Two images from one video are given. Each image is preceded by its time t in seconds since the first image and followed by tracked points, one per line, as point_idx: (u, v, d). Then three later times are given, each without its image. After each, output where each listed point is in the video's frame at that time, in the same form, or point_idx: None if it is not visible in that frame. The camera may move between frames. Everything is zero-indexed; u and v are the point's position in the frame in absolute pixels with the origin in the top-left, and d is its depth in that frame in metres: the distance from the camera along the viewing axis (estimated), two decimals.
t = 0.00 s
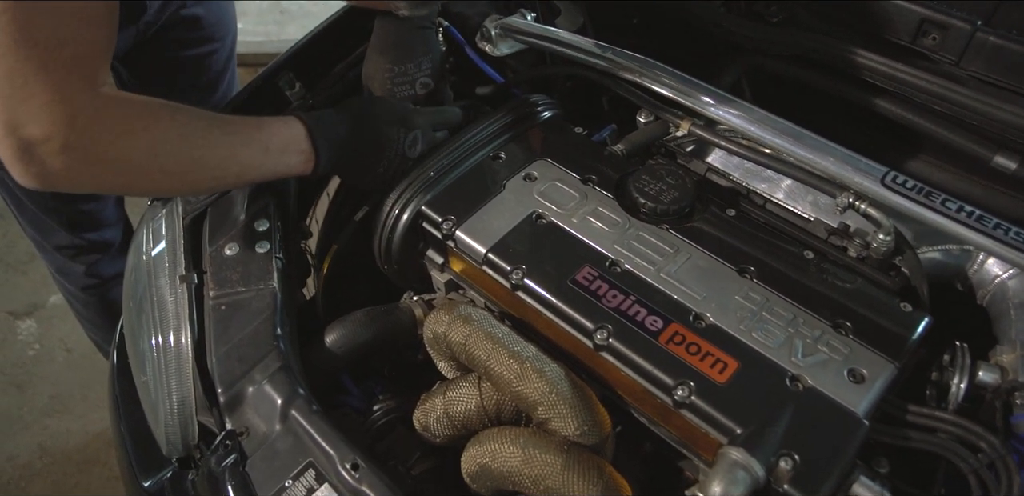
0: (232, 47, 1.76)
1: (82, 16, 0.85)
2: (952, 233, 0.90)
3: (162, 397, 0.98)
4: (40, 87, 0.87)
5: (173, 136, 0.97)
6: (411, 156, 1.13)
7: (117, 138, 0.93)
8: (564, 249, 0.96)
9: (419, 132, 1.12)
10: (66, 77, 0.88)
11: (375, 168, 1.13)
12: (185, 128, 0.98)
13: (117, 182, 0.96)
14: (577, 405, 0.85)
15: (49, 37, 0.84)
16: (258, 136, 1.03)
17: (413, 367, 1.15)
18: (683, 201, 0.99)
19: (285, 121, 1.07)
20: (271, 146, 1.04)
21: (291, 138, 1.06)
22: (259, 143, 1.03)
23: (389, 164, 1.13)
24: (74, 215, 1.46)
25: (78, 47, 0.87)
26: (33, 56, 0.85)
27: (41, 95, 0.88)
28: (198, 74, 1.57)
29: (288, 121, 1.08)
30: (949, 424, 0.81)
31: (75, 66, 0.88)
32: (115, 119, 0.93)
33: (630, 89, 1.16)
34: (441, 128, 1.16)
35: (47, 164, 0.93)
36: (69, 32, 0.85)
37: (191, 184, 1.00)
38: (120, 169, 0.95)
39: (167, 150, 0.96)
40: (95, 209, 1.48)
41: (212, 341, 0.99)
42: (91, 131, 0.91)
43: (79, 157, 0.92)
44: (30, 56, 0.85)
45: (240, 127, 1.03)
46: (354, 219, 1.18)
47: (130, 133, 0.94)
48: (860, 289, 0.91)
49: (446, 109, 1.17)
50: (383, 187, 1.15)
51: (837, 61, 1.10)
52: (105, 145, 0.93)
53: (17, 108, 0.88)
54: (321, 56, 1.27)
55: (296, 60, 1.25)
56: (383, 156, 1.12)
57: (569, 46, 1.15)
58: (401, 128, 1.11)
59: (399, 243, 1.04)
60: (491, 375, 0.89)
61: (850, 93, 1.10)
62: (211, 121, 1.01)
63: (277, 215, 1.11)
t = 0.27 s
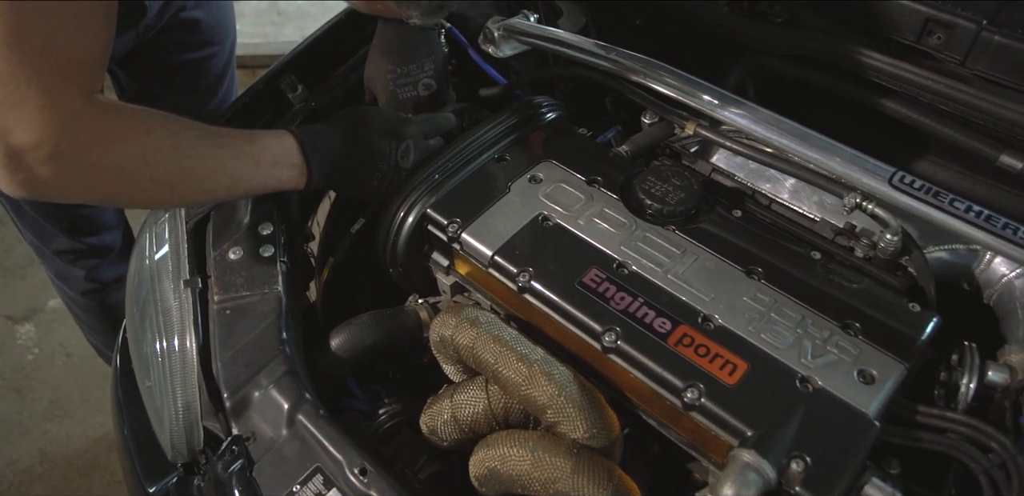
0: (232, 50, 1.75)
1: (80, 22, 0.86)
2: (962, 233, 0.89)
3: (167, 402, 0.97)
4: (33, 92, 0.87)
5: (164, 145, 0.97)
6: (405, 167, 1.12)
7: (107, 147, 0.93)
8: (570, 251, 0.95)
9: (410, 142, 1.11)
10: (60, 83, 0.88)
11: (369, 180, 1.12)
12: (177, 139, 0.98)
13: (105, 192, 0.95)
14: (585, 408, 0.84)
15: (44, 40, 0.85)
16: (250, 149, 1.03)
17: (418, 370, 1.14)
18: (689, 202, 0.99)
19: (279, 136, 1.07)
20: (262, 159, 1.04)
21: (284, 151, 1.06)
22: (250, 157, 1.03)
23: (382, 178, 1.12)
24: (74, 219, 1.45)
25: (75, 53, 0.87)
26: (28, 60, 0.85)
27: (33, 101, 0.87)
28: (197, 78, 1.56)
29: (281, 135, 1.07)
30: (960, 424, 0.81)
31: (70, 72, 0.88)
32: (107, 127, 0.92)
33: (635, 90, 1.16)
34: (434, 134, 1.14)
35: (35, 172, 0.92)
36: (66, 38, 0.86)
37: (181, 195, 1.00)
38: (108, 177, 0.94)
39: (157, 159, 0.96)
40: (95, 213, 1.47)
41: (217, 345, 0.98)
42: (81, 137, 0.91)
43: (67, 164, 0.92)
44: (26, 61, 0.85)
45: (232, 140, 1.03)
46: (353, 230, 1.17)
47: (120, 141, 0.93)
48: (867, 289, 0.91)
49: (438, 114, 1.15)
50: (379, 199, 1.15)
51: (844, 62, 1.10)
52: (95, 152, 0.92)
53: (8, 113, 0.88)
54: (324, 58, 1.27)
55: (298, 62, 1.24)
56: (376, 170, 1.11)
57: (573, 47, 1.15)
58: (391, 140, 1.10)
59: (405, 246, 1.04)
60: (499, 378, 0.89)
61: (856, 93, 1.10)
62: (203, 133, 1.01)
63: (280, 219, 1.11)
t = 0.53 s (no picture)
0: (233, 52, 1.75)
1: (82, 30, 0.85)
2: (970, 230, 0.89)
3: (173, 406, 0.96)
4: (33, 100, 0.86)
5: (165, 151, 0.96)
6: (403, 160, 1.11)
7: (108, 154, 0.92)
8: (578, 251, 0.95)
9: (407, 133, 1.10)
10: (61, 90, 0.87)
11: (368, 176, 1.10)
12: (177, 143, 0.97)
13: (107, 198, 0.95)
14: (595, 409, 0.84)
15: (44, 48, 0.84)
16: (250, 151, 1.02)
17: (424, 371, 1.14)
18: (696, 202, 0.98)
19: (279, 137, 1.06)
20: (262, 159, 1.03)
21: (284, 153, 1.05)
22: (251, 159, 1.02)
23: (381, 173, 1.10)
24: (76, 222, 1.44)
25: (77, 60, 0.86)
26: (29, 67, 0.85)
27: (33, 109, 0.87)
28: (199, 80, 1.55)
29: (280, 136, 1.06)
30: (970, 423, 0.81)
31: (71, 78, 0.87)
32: (108, 134, 0.92)
33: (640, 90, 1.16)
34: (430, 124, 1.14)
35: (37, 179, 0.92)
36: (68, 46, 0.85)
37: (183, 200, 0.99)
38: (109, 183, 0.94)
39: (158, 165, 0.95)
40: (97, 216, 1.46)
41: (223, 348, 0.98)
42: (81, 144, 0.90)
43: (68, 170, 0.91)
44: (26, 69, 0.85)
45: (232, 141, 1.02)
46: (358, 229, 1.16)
47: (121, 148, 0.93)
48: (875, 288, 0.91)
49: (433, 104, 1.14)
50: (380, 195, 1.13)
51: (850, 61, 1.10)
52: (95, 158, 0.92)
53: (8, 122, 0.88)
54: (327, 60, 1.26)
55: (302, 63, 1.24)
56: (375, 165, 1.09)
57: (577, 46, 1.14)
58: (387, 133, 1.09)
59: (411, 247, 1.04)
60: (507, 380, 0.89)
61: (862, 93, 1.10)
62: (204, 137, 1.00)
63: (285, 220, 1.11)
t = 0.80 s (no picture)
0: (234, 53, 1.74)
1: (90, 36, 0.84)
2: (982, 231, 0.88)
3: (178, 409, 0.96)
4: (38, 109, 0.85)
5: (171, 153, 0.96)
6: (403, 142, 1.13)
7: (115, 160, 0.92)
8: (585, 253, 0.95)
9: (404, 115, 1.13)
10: (66, 99, 0.86)
11: (371, 159, 1.12)
12: (180, 144, 0.97)
13: (114, 203, 0.95)
14: (604, 411, 0.84)
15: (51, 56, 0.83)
16: (253, 146, 1.02)
17: (429, 373, 1.14)
18: (703, 203, 0.98)
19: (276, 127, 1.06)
20: (265, 154, 1.03)
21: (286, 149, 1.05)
22: (254, 153, 1.02)
23: (383, 156, 1.13)
24: (77, 224, 1.44)
25: (82, 69, 0.85)
26: (34, 77, 0.83)
27: (38, 119, 0.85)
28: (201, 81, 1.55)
29: (278, 128, 1.06)
30: (980, 423, 0.81)
31: (78, 86, 0.86)
32: (113, 139, 0.91)
33: (645, 89, 1.16)
34: (428, 104, 1.16)
35: (41, 189, 0.91)
36: (76, 54, 0.84)
37: (189, 200, 0.99)
38: (117, 189, 0.94)
39: (166, 168, 0.95)
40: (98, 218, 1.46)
41: (229, 351, 0.97)
42: (86, 152, 0.89)
43: (74, 178, 0.91)
44: (31, 80, 0.83)
45: (233, 137, 1.02)
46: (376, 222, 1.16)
47: (127, 152, 0.92)
48: (882, 288, 0.91)
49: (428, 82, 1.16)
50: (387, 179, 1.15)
51: (854, 60, 1.10)
52: (101, 165, 0.91)
53: (11, 132, 0.86)
54: (332, 60, 1.26)
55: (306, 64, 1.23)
56: (375, 149, 1.12)
57: (581, 47, 1.14)
58: (384, 116, 1.12)
59: (417, 249, 1.03)
60: (515, 382, 0.88)
61: (868, 93, 1.12)
62: (206, 135, 1.00)
63: (290, 222, 1.10)
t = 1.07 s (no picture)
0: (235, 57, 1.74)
1: (101, 48, 0.84)
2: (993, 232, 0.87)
3: (184, 414, 0.95)
4: (47, 119, 0.85)
5: (177, 157, 0.95)
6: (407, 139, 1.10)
7: (121, 166, 0.92)
8: (593, 255, 0.94)
9: (407, 112, 1.10)
10: (77, 108, 0.85)
11: (374, 158, 1.09)
12: (186, 148, 0.97)
13: (121, 208, 0.95)
14: (614, 414, 0.83)
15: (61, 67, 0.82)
16: (259, 147, 1.01)
17: (436, 376, 1.13)
18: (710, 205, 0.98)
19: (279, 126, 1.06)
20: (269, 155, 1.02)
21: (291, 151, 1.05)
22: (259, 154, 1.01)
23: (385, 153, 1.09)
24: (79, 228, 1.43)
25: (94, 78, 0.85)
26: (44, 87, 0.83)
27: (47, 128, 0.85)
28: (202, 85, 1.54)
29: (282, 128, 1.06)
30: (992, 424, 0.80)
31: (88, 95, 0.85)
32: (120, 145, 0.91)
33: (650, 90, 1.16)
34: (432, 101, 1.13)
35: (48, 197, 0.91)
36: (87, 64, 0.83)
37: (195, 204, 0.99)
38: (124, 195, 0.94)
39: (172, 172, 0.95)
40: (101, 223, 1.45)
41: (236, 355, 0.97)
42: (93, 159, 0.89)
43: (82, 185, 0.90)
44: (41, 89, 0.83)
45: (238, 139, 1.01)
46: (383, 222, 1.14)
47: (134, 157, 0.92)
48: (890, 288, 0.91)
49: (431, 79, 1.14)
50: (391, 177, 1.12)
51: (859, 60, 1.11)
52: (109, 172, 0.91)
53: (19, 140, 0.85)
54: (336, 62, 1.26)
55: (311, 66, 1.23)
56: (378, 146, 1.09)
57: (585, 48, 1.13)
58: (387, 114, 1.09)
59: (423, 252, 1.03)
60: (524, 385, 0.88)
61: (874, 93, 1.11)
62: (210, 138, 0.99)
63: (295, 226, 1.10)
